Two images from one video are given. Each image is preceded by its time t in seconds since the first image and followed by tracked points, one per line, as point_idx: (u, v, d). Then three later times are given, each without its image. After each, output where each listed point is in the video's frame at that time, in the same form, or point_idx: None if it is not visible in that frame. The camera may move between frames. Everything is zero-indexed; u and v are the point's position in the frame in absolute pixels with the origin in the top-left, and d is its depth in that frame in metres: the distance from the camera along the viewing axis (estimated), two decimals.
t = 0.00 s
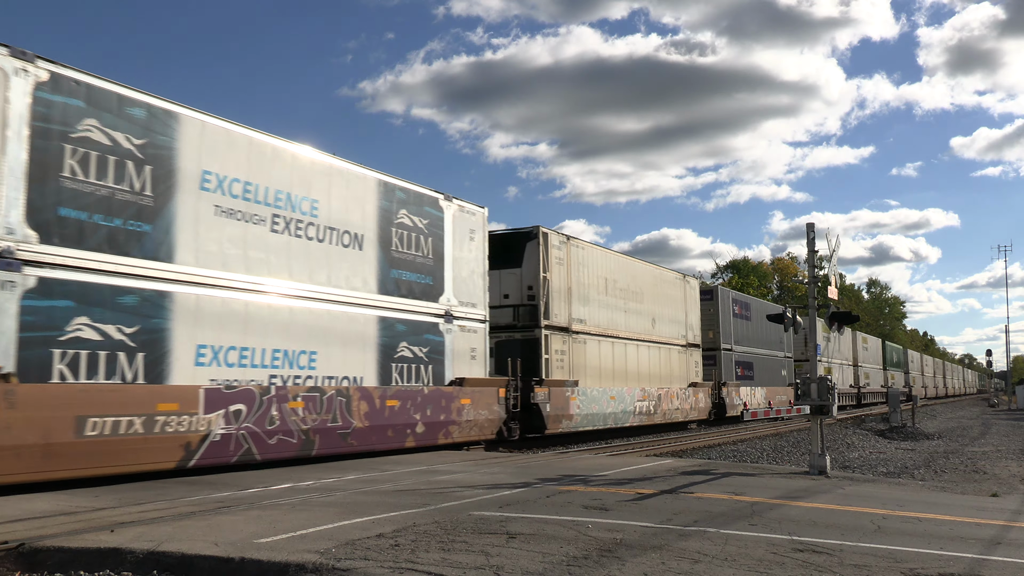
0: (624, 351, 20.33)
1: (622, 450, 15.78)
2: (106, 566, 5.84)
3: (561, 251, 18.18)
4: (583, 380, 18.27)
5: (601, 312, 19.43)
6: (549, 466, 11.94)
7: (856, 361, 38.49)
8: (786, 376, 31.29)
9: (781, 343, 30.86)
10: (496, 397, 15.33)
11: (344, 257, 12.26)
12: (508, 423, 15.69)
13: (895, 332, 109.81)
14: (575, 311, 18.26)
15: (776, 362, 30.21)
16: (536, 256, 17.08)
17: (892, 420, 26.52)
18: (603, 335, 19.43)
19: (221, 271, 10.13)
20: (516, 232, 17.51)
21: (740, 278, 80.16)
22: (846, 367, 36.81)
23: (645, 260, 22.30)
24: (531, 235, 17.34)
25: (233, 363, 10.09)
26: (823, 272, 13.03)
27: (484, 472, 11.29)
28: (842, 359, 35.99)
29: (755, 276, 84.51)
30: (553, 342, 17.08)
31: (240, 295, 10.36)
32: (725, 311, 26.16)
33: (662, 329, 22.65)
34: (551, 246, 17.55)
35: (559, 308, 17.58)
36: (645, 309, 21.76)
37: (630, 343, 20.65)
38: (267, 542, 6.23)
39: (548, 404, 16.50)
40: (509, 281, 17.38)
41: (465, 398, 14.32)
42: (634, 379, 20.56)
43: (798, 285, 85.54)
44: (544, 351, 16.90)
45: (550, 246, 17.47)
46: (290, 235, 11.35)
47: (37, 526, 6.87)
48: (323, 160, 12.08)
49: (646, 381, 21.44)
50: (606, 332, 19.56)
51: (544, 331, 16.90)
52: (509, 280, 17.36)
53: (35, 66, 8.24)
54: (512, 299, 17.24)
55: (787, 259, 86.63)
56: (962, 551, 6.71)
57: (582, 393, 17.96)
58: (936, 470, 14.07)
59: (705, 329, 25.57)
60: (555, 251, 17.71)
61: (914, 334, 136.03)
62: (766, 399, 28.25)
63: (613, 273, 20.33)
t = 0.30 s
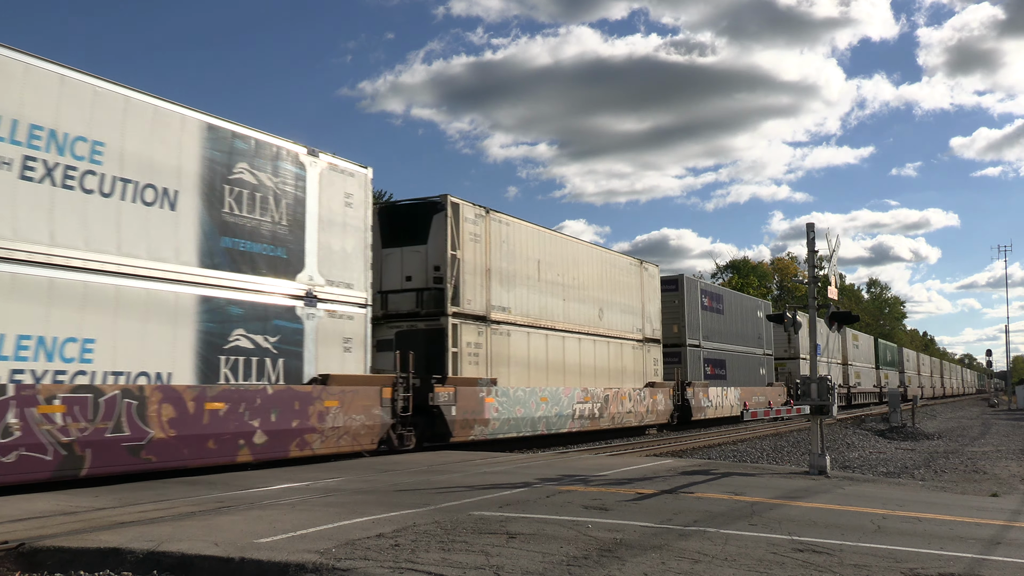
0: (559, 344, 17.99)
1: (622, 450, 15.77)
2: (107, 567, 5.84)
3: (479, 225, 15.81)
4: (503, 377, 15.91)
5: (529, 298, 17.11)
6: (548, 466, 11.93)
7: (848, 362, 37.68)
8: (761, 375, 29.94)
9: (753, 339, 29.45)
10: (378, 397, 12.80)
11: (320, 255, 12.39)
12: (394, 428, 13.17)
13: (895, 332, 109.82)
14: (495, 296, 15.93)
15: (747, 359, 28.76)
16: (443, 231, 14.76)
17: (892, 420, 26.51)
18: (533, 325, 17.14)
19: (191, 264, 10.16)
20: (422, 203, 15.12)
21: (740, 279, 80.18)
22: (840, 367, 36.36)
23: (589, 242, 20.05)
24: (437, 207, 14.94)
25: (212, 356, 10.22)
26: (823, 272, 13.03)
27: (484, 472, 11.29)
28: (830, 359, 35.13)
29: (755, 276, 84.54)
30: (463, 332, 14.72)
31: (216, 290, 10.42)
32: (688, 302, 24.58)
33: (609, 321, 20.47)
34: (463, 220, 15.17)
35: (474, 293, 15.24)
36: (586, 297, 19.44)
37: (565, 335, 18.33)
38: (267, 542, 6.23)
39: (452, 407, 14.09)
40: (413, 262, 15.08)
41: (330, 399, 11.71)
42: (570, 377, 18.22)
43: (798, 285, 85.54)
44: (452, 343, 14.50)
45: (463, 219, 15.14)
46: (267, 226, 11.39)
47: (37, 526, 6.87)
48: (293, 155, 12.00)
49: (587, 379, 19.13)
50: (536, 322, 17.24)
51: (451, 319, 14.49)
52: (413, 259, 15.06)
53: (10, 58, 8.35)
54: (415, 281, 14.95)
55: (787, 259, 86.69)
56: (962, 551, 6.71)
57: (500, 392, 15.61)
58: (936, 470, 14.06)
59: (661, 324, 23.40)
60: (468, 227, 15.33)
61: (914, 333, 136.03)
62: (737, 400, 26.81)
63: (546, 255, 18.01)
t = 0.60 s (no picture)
0: (469, 336, 15.48)
1: (621, 450, 15.75)
2: (106, 567, 5.84)
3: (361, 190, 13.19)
4: (390, 375, 13.32)
5: (431, 279, 14.53)
6: (548, 466, 11.93)
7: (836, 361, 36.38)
8: (733, 374, 28.02)
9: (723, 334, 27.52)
10: (196, 398, 9.81)
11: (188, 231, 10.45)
12: (223, 439, 10.25)
13: (895, 332, 109.82)
14: (380, 275, 13.33)
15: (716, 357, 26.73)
16: (307, 194, 12.19)
17: (892, 420, 26.51)
18: (437, 312, 14.58)
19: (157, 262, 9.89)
20: (285, 160, 12.57)
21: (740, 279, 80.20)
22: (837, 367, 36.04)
23: (513, 216, 17.53)
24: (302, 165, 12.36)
25: (37, 347, 8.37)
26: (824, 272, 13.02)
27: (483, 471, 11.28)
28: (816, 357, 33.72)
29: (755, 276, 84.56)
30: (334, 318, 12.19)
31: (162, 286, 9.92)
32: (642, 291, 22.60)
33: (536, 311, 17.97)
34: (335, 180, 12.53)
35: (349, 271, 12.64)
36: (506, 280, 16.90)
37: (479, 323, 15.84)
38: (266, 542, 6.23)
39: (310, 411, 11.36)
40: (272, 232, 12.53)
41: (112, 403, 8.73)
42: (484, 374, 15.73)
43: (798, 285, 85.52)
44: (315, 332, 11.92)
45: (336, 179, 12.52)
46: (106, 179, 9.33)
47: (37, 526, 6.87)
48: (144, 102, 9.88)
49: (508, 375, 16.66)
50: (441, 308, 14.72)
51: (314, 301, 11.92)
52: (271, 228, 12.59)
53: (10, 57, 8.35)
54: (272, 257, 12.46)
55: (787, 259, 86.72)
56: (962, 551, 6.71)
57: (385, 392, 12.90)
58: (936, 470, 14.06)
59: (601, 314, 20.94)
60: (343, 189, 12.67)
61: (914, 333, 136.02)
62: (707, 401, 24.81)
63: (455, 230, 15.46)
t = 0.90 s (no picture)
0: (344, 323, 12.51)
1: (621, 450, 15.75)
2: (106, 567, 5.84)
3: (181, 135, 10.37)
4: (218, 370, 10.43)
5: (286, 250, 11.70)
6: (548, 466, 11.93)
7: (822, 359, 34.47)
8: (706, 372, 25.47)
9: (690, 327, 25.03)
10: None
11: None
12: None
13: (895, 332, 109.85)
14: (204, 244, 10.45)
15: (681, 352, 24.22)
16: (89, 136, 9.35)
17: (892, 420, 26.51)
18: (295, 292, 11.72)
19: None
20: (66, 90, 9.68)
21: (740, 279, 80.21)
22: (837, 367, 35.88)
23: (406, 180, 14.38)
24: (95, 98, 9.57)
25: None
26: (823, 272, 13.02)
27: (484, 472, 11.29)
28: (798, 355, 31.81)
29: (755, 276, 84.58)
30: (127, 295, 9.35)
31: None
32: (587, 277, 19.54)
33: (438, 296, 14.88)
34: (133, 117, 9.72)
35: (153, 234, 9.80)
36: (397, 255, 13.86)
37: (357, 309, 12.84)
38: (266, 542, 6.22)
39: (77, 417, 8.49)
40: (49, 183, 9.67)
41: None
42: (369, 374, 12.93)
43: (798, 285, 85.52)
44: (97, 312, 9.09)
45: (134, 118, 9.67)
46: None
47: (37, 526, 6.86)
48: None
49: (397, 368, 13.63)
50: (300, 288, 11.82)
51: (96, 272, 9.08)
52: (45, 180, 9.71)
53: None
54: (45, 217, 9.59)
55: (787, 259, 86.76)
56: (962, 551, 6.71)
57: (203, 392, 9.98)
58: (936, 470, 14.07)
59: (531, 300, 18.19)
60: (144, 129, 9.80)
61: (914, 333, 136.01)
62: (668, 403, 22.24)
63: (321, 193, 12.48)
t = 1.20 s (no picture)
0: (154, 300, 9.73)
1: (621, 450, 15.74)
2: (107, 567, 5.84)
3: None
4: None
5: (45, 203, 8.71)
6: (547, 466, 11.92)
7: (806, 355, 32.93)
8: (664, 368, 23.31)
9: (645, 318, 22.63)
10: None
11: None
12: None
13: (895, 332, 109.80)
14: None
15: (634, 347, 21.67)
16: None
17: (892, 420, 26.51)
18: (57, 262, 8.74)
19: None
20: None
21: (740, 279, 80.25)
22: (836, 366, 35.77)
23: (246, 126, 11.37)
24: None
25: None
26: (823, 272, 13.02)
27: (483, 471, 11.29)
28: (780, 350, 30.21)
29: (755, 276, 84.59)
30: None
31: None
32: (515, 255, 16.91)
33: (294, 272, 12.00)
34: None
35: None
36: (231, 219, 10.99)
37: (166, 284, 9.97)
38: (266, 542, 6.22)
39: None
40: None
41: None
42: (180, 370, 9.98)
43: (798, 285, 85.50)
44: None
45: None
46: None
47: (37, 526, 6.86)
48: None
49: (227, 365, 10.70)
50: (69, 258, 8.87)
51: None
52: None
53: None
54: None
55: (787, 259, 86.83)
56: (962, 551, 6.71)
57: None
58: (936, 470, 14.07)
59: (434, 280, 15.26)
60: None
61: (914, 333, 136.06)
62: (617, 405, 20.05)
63: (112, 133, 9.46)
